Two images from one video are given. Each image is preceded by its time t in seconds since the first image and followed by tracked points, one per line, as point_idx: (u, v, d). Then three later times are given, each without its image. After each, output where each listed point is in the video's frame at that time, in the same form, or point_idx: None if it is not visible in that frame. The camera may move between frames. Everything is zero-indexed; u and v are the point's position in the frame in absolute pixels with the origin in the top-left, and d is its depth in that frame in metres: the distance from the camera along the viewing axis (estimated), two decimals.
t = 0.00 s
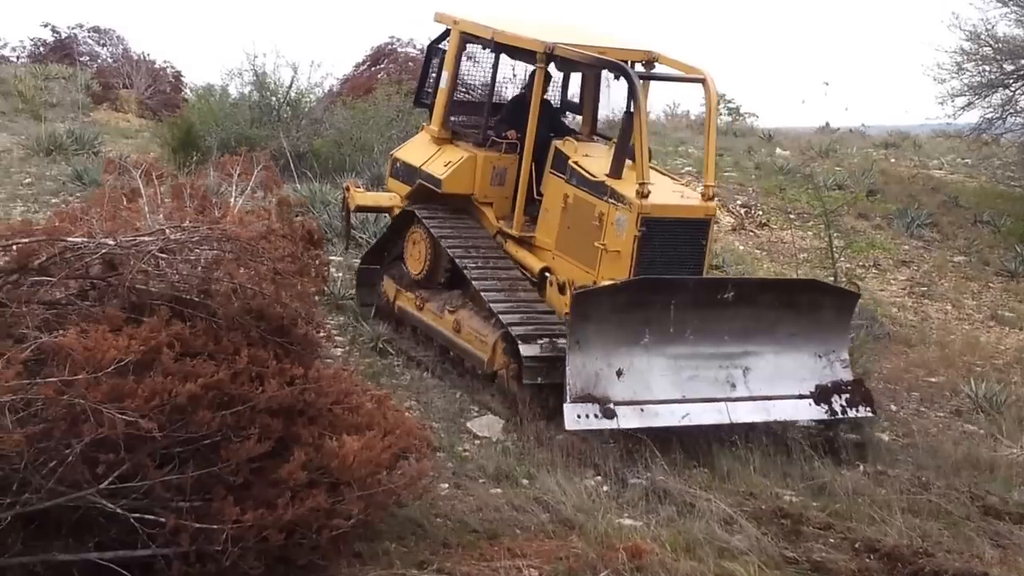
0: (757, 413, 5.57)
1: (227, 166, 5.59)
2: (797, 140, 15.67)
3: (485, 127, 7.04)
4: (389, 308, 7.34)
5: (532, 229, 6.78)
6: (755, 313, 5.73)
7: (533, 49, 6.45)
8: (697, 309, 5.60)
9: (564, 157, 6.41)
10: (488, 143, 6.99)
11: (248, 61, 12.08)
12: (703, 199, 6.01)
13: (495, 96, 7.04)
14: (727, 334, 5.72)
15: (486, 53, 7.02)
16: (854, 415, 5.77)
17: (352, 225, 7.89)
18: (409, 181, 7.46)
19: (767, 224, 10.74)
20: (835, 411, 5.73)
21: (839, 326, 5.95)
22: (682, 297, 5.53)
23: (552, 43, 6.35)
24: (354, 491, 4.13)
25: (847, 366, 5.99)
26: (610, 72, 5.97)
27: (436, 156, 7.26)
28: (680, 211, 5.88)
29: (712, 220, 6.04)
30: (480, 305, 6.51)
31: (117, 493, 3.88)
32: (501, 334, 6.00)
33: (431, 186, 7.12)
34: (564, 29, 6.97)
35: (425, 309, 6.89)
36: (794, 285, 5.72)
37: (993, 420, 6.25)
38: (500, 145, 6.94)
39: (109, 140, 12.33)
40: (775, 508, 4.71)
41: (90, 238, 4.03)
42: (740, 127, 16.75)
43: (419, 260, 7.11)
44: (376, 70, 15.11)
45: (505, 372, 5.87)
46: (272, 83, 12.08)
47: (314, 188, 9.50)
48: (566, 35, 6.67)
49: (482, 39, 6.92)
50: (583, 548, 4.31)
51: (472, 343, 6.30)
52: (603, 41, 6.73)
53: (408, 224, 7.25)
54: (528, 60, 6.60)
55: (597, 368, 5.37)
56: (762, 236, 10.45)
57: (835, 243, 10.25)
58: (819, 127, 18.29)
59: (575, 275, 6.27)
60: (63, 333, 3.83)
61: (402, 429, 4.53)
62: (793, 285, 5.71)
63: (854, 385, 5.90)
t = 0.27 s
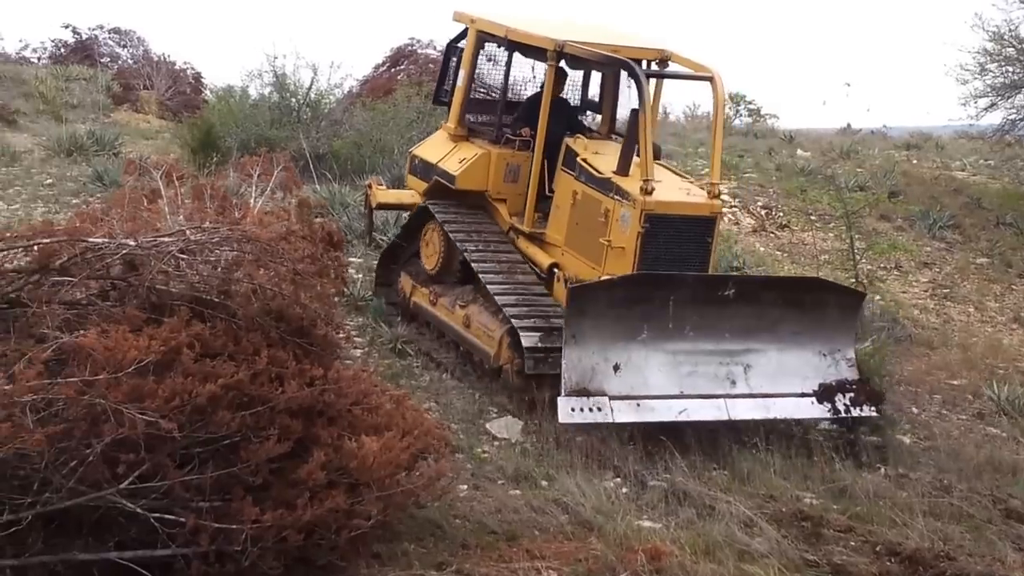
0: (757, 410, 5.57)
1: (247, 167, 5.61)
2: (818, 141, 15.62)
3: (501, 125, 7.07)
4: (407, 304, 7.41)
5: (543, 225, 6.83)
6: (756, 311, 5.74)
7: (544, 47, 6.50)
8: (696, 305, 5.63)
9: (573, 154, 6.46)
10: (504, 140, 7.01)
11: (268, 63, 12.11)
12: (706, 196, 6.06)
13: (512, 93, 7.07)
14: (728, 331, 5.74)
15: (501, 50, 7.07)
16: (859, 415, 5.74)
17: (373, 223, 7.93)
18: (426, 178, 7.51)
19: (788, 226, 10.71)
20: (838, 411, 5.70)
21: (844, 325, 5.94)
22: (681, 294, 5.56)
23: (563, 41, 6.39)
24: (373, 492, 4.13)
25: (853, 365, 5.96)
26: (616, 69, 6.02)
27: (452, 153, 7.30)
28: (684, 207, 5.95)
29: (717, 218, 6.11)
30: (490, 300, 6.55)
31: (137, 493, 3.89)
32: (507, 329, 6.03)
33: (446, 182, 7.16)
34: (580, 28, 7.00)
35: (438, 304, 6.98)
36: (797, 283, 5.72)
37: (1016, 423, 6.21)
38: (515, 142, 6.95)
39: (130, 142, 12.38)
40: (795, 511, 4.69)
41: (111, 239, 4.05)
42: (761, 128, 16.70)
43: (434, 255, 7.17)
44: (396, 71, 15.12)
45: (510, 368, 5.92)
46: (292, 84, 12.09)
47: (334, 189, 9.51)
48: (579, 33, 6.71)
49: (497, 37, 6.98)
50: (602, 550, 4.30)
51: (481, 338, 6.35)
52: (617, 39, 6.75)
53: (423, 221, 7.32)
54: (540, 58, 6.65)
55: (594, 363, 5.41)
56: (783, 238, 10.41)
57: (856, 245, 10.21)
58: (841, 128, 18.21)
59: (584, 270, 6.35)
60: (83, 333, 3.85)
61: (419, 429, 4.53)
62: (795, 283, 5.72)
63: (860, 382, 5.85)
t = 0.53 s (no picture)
0: (757, 407, 5.57)
1: (267, 167, 5.61)
2: (839, 142, 15.56)
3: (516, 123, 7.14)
4: (422, 299, 7.49)
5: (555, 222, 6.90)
6: (759, 308, 5.72)
7: (557, 45, 6.57)
8: (697, 301, 5.63)
9: (584, 152, 6.53)
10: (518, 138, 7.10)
11: (288, 64, 12.13)
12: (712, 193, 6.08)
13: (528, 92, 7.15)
14: (730, 328, 5.73)
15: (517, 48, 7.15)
16: (862, 414, 5.71)
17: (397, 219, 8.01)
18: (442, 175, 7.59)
19: (808, 228, 10.67)
20: (841, 409, 5.68)
21: (850, 324, 5.90)
22: (681, 289, 5.57)
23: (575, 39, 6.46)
24: (391, 493, 4.13)
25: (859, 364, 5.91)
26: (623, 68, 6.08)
27: (468, 150, 7.37)
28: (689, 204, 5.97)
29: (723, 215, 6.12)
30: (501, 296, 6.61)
31: (157, 493, 3.90)
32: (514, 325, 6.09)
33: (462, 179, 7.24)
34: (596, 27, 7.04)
35: (450, 298, 7.05)
36: (801, 282, 5.69)
37: None
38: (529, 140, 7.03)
39: (150, 143, 12.42)
40: (816, 513, 4.67)
41: (131, 240, 4.07)
42: (782, 130, 16.65)
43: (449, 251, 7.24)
44: (415, 72, 15.13)
45: (515, 362, 6.00)
46: (311, 86, 12.09)
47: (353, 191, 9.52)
48: (593, 32, 6.76)
49: (512, 35, 7.06)
50: (621, 551, 4.29)
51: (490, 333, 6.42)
52: (632, 38, 6.79)
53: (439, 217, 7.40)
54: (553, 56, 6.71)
55: (591, 355, 5.45)
56: (804, 240, 10.37)
57: (877, 247, 10.17)
58: (862, 130, 18.14)
59: (592, 266, 6.40)
60: (104, 333, 3.86)
61: (439, 431, 4.52)
62: (798, 281, 5.68)
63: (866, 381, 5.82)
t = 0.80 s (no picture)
0: (754, 402, 5.62)
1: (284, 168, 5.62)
2: (858, 143, 15.51)
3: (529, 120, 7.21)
4: (437, 294, 7.57)
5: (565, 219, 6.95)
6: (759, 304, 5.78)
7: (568, 43, 6.66)
8: (696, 297, 5.70)
9: (594, 149, 6.59)
10: (530, 135, 7.17)
11: (305, 65, 12.14)
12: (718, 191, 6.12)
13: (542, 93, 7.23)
14: (730, 324, 5.79)
15: (530, 47, 7.23)
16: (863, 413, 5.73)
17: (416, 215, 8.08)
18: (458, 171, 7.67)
19: (826, 229, 10.64)
20: (842, 407, 5.71)
21: (854, 322, 5.92)
22: (679, 284, 5.65)
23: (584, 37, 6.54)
24: (408, 494, 4.12)
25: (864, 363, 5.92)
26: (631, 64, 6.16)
27: (483, 147, 7.45)
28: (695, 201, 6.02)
29: (728, 213, 6.16)
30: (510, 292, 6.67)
31: (174, 493, 3.92)
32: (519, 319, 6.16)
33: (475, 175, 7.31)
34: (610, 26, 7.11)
35: (462, 294, 7.14)
36: (801, 278, 5.74)
37: None
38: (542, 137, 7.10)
39: (167, 144, 12.45)
40: (834, 516, 4.65)
41: (150, 241, 4.08)
42: (801, 131, 16.60)
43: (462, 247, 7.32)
44: (432, 73, 15.14)
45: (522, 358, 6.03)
46: (329, 86, 12.08)
47: (370, 192, 9.53)
48: (605, 29, 6.84)
49: (524, 33, 7.15)
50: (638, 554, 4.28)
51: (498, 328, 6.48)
52: (645, 37, 6.85)
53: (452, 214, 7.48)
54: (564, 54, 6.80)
55: (587, 349, 5.54)
56: (822, 242, 10.33)
57: (896, 248, 10.12)
58: (881, 131, 18.06)
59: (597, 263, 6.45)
60: (122, 333, 3.87)
61: (456, 432, 4.51)
62: (798, 277, 5.74)
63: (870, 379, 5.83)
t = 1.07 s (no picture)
0: (750, 400, 5.66)
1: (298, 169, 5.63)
2: (875, 145, 15.45)
3: (540, 119, 7.24)
4: (449, 290, 7.60)
5: (574, 217, 6.97)
6: (757, 302, 5.79)
7: (576, 42, 6.73)
8: (694, 293, 5.71)
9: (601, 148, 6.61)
10: (541, 133, 7.20)
11: (320, 66, 12.15)
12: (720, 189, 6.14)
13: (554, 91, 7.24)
14: (728, 321, 5.81)
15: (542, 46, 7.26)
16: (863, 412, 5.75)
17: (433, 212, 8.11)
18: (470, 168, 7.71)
19: (843, 231, 10.60)
20: (840, 405, 5.74)
21: (856, 321, 5.89)
22: (676, 281, 5.66)
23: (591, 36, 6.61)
24: (421, 495, 4.12)
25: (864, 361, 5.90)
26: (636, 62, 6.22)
27: (494, 144, 7.48)
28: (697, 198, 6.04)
29: (730, 211, 6.17)
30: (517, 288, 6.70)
31: (189, 493, 3.92)
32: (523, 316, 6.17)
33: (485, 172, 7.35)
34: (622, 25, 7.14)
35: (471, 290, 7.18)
36: (801, 277, 5.73)
37: None
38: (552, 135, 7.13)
39: (182, 145, 12.48)
40: (850, 519, 4.63)
41: (165, 242, 4.07)
42: (817, 132, 16.55)
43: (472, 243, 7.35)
44: (447, 74, 15.13)
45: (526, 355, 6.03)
46: (344, 88, 12.10)
47: (384, 193, 9.53)
48: (613, 27, 6.89)
49: (534, 31, 7.23)
50: (652, 556, 4.27)
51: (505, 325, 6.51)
52: (655, 35, 6.89)
53: (463, 211, 7.51)
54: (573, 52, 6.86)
55: (582, 344, 5.59)
56: (838, 244, 10.29)
57: (913, 250, 10.08)
58: (898, 132, 17.99)
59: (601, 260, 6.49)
60: (137, 334, 3.88)
61: (470, 433, 4.49)
62: (798, 276, 5.73)
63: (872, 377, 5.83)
